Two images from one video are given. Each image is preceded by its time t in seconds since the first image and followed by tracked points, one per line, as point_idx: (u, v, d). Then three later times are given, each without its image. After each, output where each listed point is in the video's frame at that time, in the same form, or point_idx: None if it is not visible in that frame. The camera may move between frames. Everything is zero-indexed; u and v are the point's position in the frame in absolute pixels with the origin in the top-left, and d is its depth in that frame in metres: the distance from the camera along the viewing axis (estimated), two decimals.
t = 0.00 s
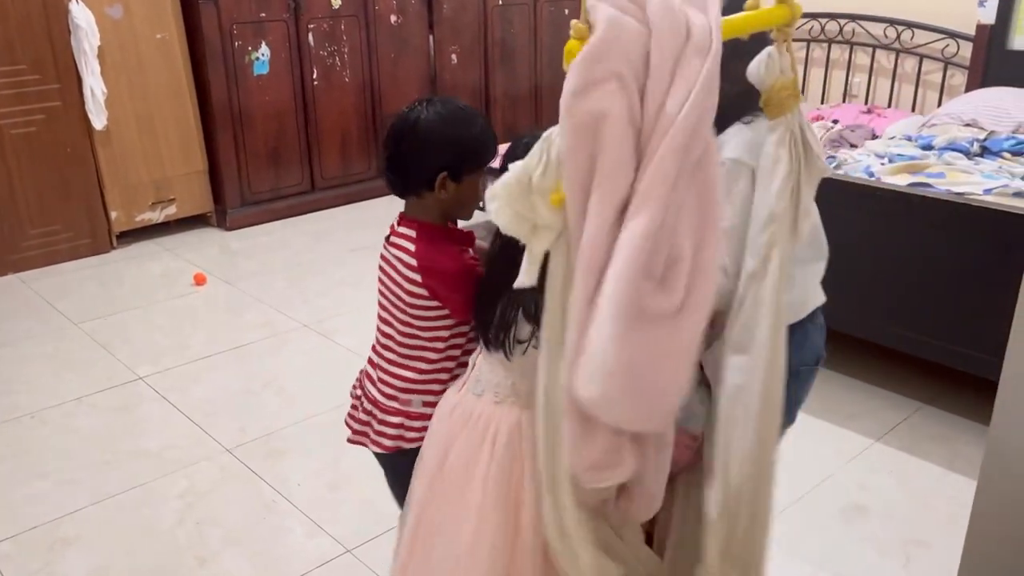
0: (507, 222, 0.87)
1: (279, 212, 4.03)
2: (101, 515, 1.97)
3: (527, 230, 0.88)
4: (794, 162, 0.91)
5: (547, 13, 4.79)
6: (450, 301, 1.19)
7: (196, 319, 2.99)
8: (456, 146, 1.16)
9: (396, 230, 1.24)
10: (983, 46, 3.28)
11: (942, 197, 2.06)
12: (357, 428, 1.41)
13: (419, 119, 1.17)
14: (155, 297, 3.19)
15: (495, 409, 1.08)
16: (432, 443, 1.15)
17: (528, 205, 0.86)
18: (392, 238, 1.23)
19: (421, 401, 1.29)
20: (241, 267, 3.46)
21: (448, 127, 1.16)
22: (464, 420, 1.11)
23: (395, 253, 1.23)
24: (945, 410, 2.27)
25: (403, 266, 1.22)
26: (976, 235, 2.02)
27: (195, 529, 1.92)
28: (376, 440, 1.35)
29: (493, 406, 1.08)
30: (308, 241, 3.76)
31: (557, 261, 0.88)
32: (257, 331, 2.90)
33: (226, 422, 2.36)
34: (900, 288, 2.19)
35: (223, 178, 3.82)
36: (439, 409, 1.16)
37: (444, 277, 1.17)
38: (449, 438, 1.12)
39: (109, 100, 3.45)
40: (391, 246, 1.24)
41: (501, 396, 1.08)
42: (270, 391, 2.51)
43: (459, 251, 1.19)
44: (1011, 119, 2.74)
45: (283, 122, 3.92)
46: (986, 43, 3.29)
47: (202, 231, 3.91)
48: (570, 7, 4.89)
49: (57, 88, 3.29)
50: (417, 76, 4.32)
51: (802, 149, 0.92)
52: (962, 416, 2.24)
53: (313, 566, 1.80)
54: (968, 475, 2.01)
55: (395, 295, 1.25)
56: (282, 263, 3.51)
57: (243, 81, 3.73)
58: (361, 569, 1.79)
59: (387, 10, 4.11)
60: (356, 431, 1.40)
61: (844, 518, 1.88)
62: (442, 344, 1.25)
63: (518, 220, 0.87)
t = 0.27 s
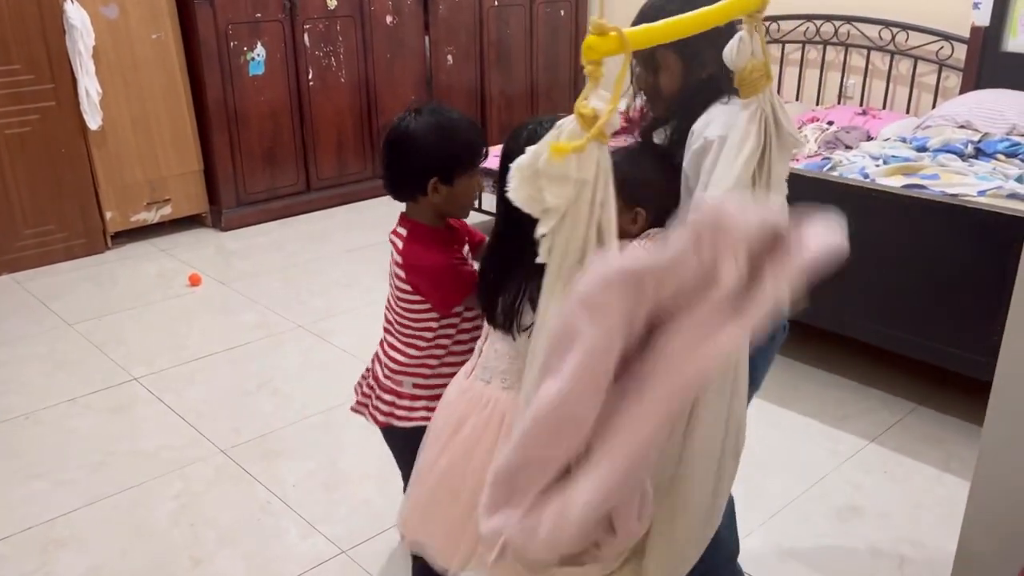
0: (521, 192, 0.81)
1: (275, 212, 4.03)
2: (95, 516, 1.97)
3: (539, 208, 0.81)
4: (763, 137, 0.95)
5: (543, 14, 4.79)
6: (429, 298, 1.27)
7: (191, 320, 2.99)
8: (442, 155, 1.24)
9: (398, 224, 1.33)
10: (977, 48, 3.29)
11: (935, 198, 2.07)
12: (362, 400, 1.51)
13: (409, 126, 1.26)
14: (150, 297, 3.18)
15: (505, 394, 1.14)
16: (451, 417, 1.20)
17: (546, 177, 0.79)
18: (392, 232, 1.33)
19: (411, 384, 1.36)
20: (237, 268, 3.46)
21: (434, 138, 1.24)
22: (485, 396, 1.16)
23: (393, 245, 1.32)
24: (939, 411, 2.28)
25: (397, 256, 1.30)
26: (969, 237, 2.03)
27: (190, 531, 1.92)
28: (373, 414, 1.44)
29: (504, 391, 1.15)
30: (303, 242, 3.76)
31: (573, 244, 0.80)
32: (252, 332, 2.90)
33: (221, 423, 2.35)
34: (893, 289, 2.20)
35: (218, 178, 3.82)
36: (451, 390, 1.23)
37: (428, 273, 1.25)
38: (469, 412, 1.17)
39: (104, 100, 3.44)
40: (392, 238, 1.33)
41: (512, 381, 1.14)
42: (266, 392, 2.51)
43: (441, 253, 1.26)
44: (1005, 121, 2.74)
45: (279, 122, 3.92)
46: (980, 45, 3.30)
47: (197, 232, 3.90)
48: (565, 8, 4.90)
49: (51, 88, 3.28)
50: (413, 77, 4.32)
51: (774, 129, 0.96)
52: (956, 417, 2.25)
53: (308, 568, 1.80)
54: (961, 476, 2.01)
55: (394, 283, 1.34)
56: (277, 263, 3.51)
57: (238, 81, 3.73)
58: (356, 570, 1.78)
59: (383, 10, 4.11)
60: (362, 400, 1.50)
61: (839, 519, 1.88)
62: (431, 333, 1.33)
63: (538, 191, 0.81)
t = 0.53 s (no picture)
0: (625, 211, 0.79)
1: (273, 214, 4.03)
2: (91, 518, 1.96)
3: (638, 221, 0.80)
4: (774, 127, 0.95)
5: (541, 18, 4.80)
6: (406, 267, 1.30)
7: (188, 321, 2.98)
8: (433, 133, 1.27)
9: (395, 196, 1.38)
10: (974, 52, 3.30)
11: (932, 202, 2.07)
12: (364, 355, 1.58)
13: (401, 106, 1.29)
14: (147, 299, 3.17)
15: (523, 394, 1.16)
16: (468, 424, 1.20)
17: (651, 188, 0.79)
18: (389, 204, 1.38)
19: (397, 347, 1.42)
20: (234, 270, 3.46)
21: (425, 115, 1.26)
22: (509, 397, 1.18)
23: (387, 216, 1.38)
24: (936, 414, 2.28)
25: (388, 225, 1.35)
26: (966, 240, 2.03)
27: (186, 533, 1.91)
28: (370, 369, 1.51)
29: (521, 388, 1.17)
30: (301, 244, 3.75)
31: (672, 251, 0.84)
32: (249, 334, 2.89)
33: (218, 425, 2.35)
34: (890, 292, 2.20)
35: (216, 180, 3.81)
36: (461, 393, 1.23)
37: (407, 240, 1.28)
38: (488, 417, 1.18)
39: (101, 101, 3.44)
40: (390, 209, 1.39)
41: (528, 379, 1.17)
42: (263, 394, 2.51)
43: (419, 220, 1.28)
44: (1002, 125, 2.75)
45: (277, 124, 3.92)
46: (977, 49, 3.31)
47: (195, 234, 3.90)
48: (564, 11, 4.90)
49: (49, 90, 3.28)
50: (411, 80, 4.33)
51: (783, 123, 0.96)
52: (954, 421, 2.25)
53: (304, 570, 1.79)
54: (959, 480, 2.01)
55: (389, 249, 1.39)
56: (275, 265, 3.51)
57: (236, 83, 3.73)
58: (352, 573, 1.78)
59: (382, 13, 4.11)
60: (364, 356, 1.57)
61: (836, 522, 1.88)
62: (415, 299, 1.38)
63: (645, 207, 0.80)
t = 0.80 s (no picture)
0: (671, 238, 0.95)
1: (272, 218, 4.03)
2: (89, 521, 1.96)
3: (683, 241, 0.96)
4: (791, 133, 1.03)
5: (541, 23, 4.80)
6: (416, 269, 1.33)
7: (187, 325, 2.98)
8: (431, 136, 1.26)
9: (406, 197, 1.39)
10: (974, 58, 3.30)
11: (931, 207, 2.08)
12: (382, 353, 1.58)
13: (404, 105, 1.29)
14: (147, 302, 3.17)
15: (545, 378, 1.21)
16: (493, 420, 1.25)
17: (700, 210, 0.94)
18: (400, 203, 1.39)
19: (415, 349, 1.41)
20: (233, 273, 3.46)
21: (421, 118, 1.26)
22: (526, 389, 1.22)
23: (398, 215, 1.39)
24: (936, 420, 2.28)
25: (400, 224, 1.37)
26: (965, 246, 2.03)
27: (184, 537, 1.91)
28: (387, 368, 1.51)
29: (541, 375, 1.21)
30: (300, 247, 3.75)
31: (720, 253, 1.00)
32: (249, 337, 2.89)
33: (217, 428, 2.35)
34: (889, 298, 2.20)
35: (215, 183, 3.81)
36: (485, 389, 1.27)
37: (415, 244, 1.31)
38: (515, 407, 1.22)
39: (101, 104, 3.44)
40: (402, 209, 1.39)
41: (548, 363, 1.21)
42: (262, 397, 2.51)
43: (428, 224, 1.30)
44: (1001, 131, 2.76)
45: (277, 128, 3.92)
46: (977, 55, 3.32)
47: (194, 237, 3.90)
48: (564, 16, 4.90)
49: (49, 93, 3.28)
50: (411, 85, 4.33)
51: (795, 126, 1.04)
52: (954, 427, 2.25)
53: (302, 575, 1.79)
54: (958, 486, 2.01)
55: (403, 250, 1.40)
56: (275, 269, 3.51)
57: (236, 86, 3.73)
58: None
59: (382, 17, 4.11)
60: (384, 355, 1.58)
61: (835, 528, 1.88)
62: (429, 298, 1.38)
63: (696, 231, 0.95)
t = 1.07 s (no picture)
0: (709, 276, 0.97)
1: (273, 224, 4.03)
2: (88, 528, 1.96)
3: (721, 280, 0.99)
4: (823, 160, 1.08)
5: (543, 30, 4.81)
6: (434, 269, 1.33)
7: (188, 331, 2.98)
8: (410, 147, 1.27)
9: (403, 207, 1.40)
10: (974, 67, 3.31)
11: (932, 216, 2.09)
12: (390, 372, 1.54)
13: (377, 122, 1.30)
14: (148, 308, 3.17)
15: (554, 352, 1.24)
16: (508, 395, 1.29)
17: (743, 250, 0.96)
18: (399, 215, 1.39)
19: (433, 351, 1.41)
20: (234, 279, 3.46)
21: (397, 134, 1.26)
22: (537, 363, 1.25)
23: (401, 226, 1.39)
24: (937, 429, 2.28)
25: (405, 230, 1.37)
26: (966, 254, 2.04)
27: (184, 544, 1.91)
28: (401, 383, 1.48)
29: (549, 350, 1.24)
30: (301, 254, 3.76)
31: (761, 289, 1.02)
32: (249, 343, 2.89)
33: (217, 434, 2.35)
34: (889, 306, 2.21)
35: (217, 189, 3.82)
36: (501, 364, 1.31)
37: (421, 248, 1.32)
38: (530, 381, 1.26)
39: (104, 111, 3.45)
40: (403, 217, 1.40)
41: (553, 338, 1.24)
42: (262, 403, 2.51)
43: (434, 226, 1.31)
44: (1001, 140, 2.76)
45: (279, 134, 3.93)
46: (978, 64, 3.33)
47: (195, 243, 3.90)
48: (565, 24, 4.91)
49: (51, 99, 3.29)
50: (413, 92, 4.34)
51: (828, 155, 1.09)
52: (954, 436, 2.25)
53: None
54: (959, 495, 2.01)
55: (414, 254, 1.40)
56: (276, 275, 3.51)
57: (238, 93, 3.74)
58: None
59: (384, 24, 4.13)
60: (391, 375, 1.54)
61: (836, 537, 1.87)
62: (451, 296, 1.38)
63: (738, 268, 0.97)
